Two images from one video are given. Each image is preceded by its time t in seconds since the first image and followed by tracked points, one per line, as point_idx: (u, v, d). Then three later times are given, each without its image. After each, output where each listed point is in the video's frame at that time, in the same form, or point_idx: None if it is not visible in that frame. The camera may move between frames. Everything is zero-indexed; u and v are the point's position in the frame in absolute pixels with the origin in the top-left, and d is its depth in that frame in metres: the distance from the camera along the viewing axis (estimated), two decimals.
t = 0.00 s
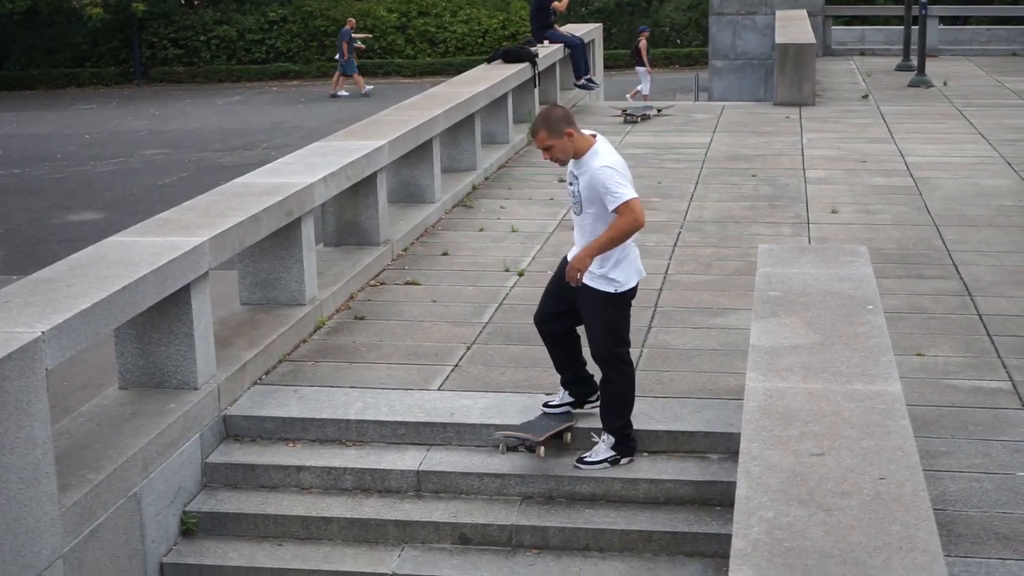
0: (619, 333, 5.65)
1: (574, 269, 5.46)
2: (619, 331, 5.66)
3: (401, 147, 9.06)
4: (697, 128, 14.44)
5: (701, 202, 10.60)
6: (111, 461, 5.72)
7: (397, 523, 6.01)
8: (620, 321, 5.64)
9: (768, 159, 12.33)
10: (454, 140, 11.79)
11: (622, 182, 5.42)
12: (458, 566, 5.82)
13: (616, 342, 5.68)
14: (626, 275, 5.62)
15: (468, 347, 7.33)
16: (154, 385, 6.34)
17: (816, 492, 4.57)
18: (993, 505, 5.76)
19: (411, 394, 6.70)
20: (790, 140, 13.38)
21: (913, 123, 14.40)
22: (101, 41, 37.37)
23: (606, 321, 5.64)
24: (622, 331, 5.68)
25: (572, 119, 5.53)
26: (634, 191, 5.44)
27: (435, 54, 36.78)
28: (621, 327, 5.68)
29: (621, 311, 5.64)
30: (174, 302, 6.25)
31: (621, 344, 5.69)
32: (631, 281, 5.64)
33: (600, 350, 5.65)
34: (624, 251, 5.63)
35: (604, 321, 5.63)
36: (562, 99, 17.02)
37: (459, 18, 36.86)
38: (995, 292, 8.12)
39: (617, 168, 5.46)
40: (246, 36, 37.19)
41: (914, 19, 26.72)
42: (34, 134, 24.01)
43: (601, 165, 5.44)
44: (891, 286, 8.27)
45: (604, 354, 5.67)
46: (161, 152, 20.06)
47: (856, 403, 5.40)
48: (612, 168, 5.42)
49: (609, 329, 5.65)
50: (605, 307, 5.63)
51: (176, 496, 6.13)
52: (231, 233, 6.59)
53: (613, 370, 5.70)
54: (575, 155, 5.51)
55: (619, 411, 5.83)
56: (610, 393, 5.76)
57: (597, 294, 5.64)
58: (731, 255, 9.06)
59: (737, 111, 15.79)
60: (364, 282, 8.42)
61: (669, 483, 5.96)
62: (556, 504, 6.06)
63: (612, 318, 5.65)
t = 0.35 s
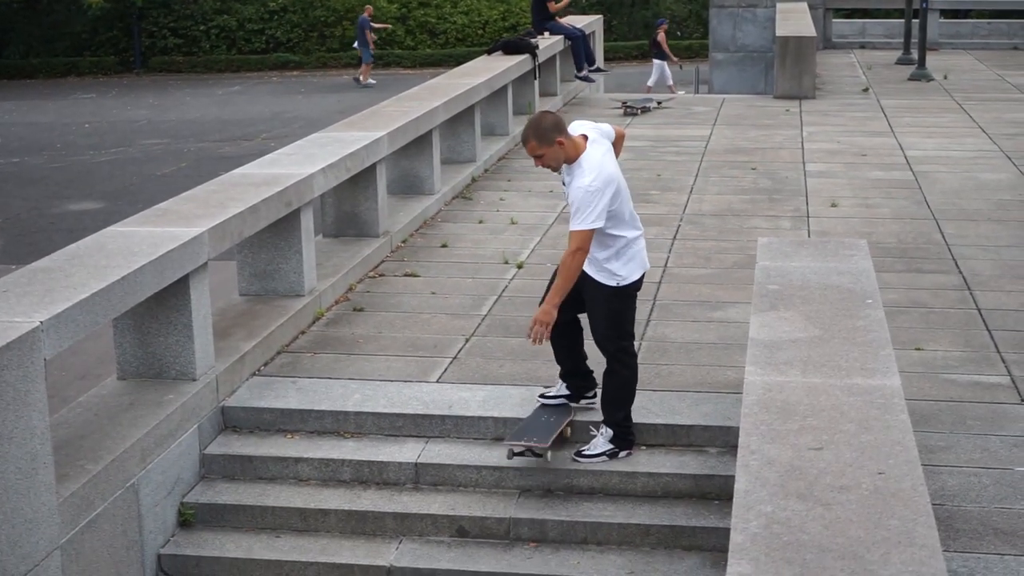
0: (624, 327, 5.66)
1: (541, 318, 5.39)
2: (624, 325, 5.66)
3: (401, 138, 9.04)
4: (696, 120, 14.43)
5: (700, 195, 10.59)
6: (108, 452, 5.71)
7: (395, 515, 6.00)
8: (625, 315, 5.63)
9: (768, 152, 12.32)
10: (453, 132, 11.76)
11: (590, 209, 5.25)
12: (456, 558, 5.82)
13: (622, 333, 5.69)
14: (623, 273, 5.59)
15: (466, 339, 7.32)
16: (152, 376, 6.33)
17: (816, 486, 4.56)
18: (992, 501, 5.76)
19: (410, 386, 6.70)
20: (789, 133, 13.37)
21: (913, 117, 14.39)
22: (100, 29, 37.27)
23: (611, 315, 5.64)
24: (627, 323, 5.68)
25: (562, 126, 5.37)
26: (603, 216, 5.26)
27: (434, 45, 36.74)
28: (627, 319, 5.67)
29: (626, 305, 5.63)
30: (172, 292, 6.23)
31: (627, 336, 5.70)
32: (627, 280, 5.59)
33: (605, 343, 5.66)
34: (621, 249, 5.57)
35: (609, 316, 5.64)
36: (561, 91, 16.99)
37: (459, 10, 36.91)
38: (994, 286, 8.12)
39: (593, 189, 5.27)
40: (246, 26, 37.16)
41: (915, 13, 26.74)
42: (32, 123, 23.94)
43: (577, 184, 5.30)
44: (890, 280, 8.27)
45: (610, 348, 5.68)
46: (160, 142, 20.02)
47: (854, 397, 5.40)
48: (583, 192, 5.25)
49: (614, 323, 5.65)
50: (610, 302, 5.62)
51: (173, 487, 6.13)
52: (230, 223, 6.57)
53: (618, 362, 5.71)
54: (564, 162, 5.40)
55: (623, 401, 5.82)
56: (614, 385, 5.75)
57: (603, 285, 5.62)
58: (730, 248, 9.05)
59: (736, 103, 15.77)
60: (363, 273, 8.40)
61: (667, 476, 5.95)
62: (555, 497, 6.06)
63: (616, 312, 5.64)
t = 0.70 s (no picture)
0: (619, 330, 5.70)
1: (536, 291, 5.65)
2: (620, 327, 5.71)
3: (408, 140, 9.10)
4: (700, 123, 14.48)
5: (704, 198, 10.64)
6: (117, 449, 5.76)
7: (401, 514, 6.05)
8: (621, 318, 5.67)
9: (772, 155, 12.38)
10: (460, 134, 11.82)
11: (584, 214, 5.30)
12: (461, 556, 5.87)
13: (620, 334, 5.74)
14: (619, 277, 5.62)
15: (472, 339, 7.37)
16: (161, 374, 6.38)
17: (819, 488, 4.61)
18: (993, 503, 5.81)
19: (416, 386, 6.75)
20: (792, 136, 13.42)
21: (916, 121, 14.45)
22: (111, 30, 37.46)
23: (609, 317, 5.70)
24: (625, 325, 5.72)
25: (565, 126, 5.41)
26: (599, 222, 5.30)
27: (442, 48, 36.90)
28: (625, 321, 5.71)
29: (622, 308, 5.67)
30: (181, 292, 6.29)
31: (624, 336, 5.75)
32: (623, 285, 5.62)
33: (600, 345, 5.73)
34: (619, 252, 5.62)
35: (607, 318, 5.70)
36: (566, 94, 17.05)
37: (465, 12, 37.06)
38: (996, 290, 8.17)
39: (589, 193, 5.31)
40: (254, 28, 37.37)
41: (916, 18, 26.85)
42: (41, 123, 23.94)
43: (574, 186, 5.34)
44: (893, 283, 8.31)
45: (606, 350, 5.75)
46: (169, 143, 20.05)
47: (858, 399, 5.45)
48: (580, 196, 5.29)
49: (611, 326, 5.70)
50: (607, 304, 5.69)
51: (181, 485, 6.18)
52: (239, 223, 6.62)
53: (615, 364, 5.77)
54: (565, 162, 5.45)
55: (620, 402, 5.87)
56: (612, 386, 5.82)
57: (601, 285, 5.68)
58: (734, 251, 9.10)
59: (740, 106, 15.82)
60: (369, 273, 8.45)
61: (671, 477, 5.99)
62: (559, 497, 6.10)
63: (612, 314, 5.69)
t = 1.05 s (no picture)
0: (624, 327, 5.92)
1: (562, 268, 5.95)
2: (627, 325, 5.92)
3: (432, 147, 9.37)
4: (712, 130, 14.74)
5: (716, 203, 10.89)
6: (154, 442, 6.03)
7: (425, 506, 6.31)
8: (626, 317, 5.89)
9: (782, 162, 12.62)
10: (481, 140, 12.10)
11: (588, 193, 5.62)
12: (483, 546, 6.13)
13: (630, 331, 5.95)
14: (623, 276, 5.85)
15: (493, 339, 7.63)
16: (195, 371, 6.66)
17: (826, 482, 4.85)
18: (994, 498, 6.05)
19: (441, 383, 7.01)
20: (802, 143, 13.67)
21: (922, 130, 14.68)
22: (149, 41, 38.25)
23: (616, 316, 5.93)
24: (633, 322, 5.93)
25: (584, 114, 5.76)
26: (600, 201, 5.61)
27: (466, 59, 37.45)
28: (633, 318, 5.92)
29: (628, 307, 5.89)
30: (215, 292, 6.56)
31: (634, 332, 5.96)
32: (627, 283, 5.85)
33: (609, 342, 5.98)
34: (625, 248, 5.86)
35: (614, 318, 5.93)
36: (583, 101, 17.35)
37: (488, 24, 37.56)
38: (998, 293, 8.41)
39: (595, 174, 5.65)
40: (285, 39, 37.94)
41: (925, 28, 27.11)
42: (81, 129, 24.62)
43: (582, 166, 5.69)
44: (899, 286, 8.56)
45: (614, 348, 5.99)
46: (203, 148, 20.56)
47: (864, 398, 5.69)
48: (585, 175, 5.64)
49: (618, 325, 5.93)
50: (614, 303, 5.92)
51: (215, 476, 6.45)
52: (270, 226, 6.90)
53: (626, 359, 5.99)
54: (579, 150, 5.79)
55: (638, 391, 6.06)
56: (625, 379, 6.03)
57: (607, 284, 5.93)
58: (746, 254, 9.35)
59: (751, 114, 16.08)
60: (394, 274, 8.72)
61: (685, 471, 6.23)
62: (577, 490, 6.35)
63: (618, 312, 5.92)
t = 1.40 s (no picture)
0: (629, 284, 6.23)
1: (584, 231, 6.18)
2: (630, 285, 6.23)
3: (438, 132, 9.55)
4: (711, 117, 14.93)
5: (714, 187, 11.07)
6: (170, 417, 6.20)
7: (432, 479, 6.49)
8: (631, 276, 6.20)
9: (779, 147, 12.81)
10: (486, 128, 12.28)
11: (620, 140, 6.00)
12: (489, 517, 6.31)
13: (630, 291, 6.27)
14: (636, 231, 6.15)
15: (499, 318, 7.82)
16: (209, 348, 6.86)
17: (822, 455, 5.02)
18: (985, 471, 6.22)
19: (448, 360, 7.21)
20: (799, 130, 13.86)
21: (914, 116, 14.87)
22: (162, 28, 38.69)
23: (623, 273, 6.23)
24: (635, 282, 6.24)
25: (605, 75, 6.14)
26: (629, 147, 6.00)
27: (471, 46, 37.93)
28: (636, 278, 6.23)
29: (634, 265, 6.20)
30: (229, 273, 6.75)
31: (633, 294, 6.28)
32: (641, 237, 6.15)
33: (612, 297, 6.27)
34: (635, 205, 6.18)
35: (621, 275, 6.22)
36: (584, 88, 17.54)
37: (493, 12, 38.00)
38: (990, 274, 8.60)
39: (619, 124, 6.03)
40: (296, 26, 38.32)
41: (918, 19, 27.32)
42: (96, 113, 24.87)
43: (608, 119, 6.06)
44: (893, 267, 8.75)
45: (616, 303, 6.29)
46: (213, 132, 20.79)
47: (860, 374, 5.89)
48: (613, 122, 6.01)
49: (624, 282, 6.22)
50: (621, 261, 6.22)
51: (228, 451, 6.64)
52: (282, 209, 7.08)
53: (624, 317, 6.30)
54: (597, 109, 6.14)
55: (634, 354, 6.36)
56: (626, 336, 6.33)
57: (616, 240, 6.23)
58: (743, 235, 9.55)
59: (750, 101, 16.26)
60: (402, 256, 8.92)
61: (685, 445, 6.42)
62: (581, 462, 6.54)
63: (624, 270, 6.24)
